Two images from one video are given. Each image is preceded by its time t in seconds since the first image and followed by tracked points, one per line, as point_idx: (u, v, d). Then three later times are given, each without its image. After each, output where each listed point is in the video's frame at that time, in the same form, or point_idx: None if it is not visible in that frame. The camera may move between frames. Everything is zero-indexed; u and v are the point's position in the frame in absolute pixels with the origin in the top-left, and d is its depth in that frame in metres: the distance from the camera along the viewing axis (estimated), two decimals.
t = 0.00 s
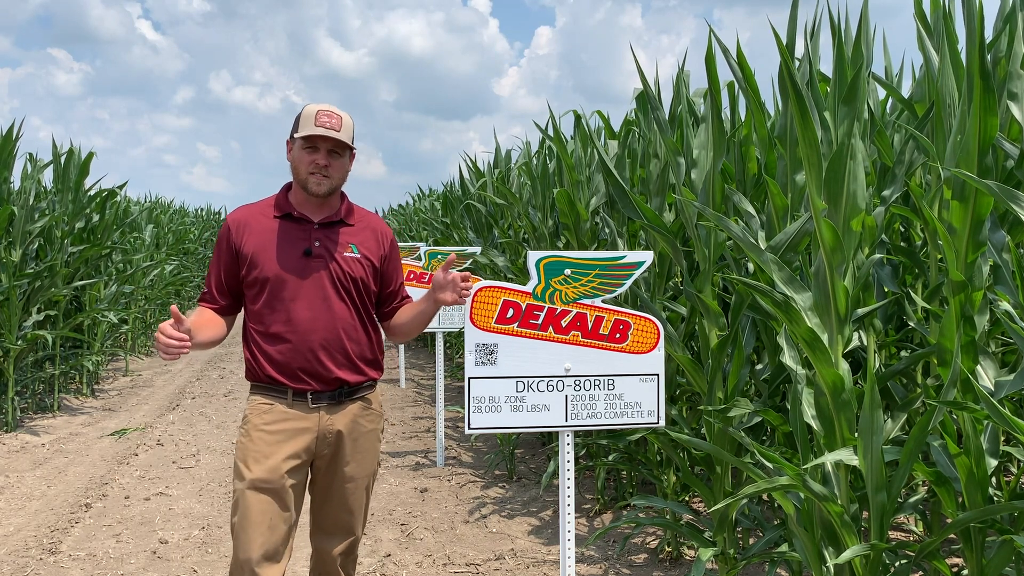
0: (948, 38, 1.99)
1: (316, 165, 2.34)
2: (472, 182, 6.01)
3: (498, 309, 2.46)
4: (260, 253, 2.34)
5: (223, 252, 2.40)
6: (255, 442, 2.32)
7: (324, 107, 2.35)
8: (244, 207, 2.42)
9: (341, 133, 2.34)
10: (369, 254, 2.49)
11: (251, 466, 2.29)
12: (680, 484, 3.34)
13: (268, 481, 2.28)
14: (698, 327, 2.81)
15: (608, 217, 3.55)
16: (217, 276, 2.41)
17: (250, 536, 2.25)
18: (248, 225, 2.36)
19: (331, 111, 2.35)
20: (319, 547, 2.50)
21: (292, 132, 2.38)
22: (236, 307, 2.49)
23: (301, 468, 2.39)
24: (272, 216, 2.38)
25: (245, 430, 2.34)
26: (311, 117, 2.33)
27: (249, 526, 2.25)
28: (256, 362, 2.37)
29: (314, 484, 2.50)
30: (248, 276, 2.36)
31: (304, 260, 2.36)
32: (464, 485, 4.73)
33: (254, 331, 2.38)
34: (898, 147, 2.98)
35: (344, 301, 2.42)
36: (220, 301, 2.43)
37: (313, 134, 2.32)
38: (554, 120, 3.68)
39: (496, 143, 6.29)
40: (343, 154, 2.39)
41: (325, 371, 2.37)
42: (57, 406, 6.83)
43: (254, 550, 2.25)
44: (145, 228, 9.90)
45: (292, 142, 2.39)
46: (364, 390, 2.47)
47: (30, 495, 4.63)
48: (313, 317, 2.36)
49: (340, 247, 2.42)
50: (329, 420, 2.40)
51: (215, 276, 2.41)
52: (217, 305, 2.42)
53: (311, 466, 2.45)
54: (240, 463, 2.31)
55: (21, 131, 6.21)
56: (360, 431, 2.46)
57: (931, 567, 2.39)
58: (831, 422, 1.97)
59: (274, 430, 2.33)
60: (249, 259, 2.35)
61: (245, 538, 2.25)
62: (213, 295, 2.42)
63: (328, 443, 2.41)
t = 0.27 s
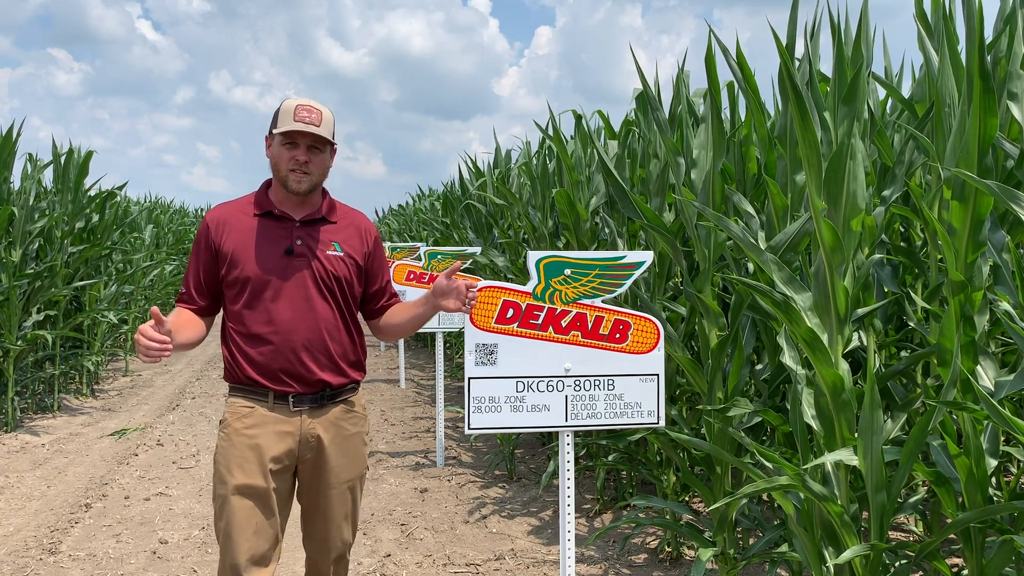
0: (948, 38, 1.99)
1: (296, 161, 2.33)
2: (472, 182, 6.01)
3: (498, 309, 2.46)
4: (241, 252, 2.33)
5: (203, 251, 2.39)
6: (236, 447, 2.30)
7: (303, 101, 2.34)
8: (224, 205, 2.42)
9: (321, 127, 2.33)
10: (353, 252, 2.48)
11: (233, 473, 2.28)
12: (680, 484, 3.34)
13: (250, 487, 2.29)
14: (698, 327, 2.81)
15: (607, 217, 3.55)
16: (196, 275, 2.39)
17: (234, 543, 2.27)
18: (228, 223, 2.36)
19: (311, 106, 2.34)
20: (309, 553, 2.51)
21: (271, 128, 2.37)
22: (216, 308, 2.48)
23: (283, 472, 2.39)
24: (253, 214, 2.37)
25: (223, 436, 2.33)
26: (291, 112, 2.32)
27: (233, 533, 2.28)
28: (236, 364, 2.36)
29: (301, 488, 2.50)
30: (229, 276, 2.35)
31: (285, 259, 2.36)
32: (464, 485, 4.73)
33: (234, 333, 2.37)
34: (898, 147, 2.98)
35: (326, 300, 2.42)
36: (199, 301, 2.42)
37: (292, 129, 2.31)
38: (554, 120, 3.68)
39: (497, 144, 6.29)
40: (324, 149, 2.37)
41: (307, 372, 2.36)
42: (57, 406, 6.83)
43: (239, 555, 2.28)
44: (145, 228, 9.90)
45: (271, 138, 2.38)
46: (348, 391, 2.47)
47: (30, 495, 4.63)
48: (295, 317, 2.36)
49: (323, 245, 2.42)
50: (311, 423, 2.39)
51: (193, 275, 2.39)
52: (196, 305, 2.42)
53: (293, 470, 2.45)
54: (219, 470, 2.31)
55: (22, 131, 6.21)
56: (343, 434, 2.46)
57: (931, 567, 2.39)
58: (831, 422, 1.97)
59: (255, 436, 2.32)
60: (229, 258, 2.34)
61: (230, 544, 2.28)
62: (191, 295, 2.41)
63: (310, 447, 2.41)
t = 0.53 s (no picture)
0: (948, 38, 1.99)
1: (279, 158, 2.31)
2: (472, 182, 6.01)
3: (498, 309, 2.46)
4: (222, 252, 2.32)
5: (185, 250, 2.38)
6: (217, 452, 2.30)
7: (287, 97, 2.33)
8: (207, 204, 2.40)
9: (305, 123, 2.32)
10: (338, 253, 2.45)
11: (215, 477, 2.28)
12: (680, 484, 3.34)
13: (233, 492, 2.29)
14: (698, 327, 2.81)
15: (608, 217, 3.55)
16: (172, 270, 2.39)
17: (222, 547, 2.29)
18: (211, 223, 2.33)
19: (294, 102, 2.33)
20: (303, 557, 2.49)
21: (253, 124, 2.36)
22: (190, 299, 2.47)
23: (266, 476, 2.37)
24: (236, 213, 2.35)
25: (204, 440, 2.32)
26: (273, 108, 2.30)
27: (221, 537, 2.28)
28: (217, 367, 2.35)
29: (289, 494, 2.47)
30: (211, 276, 2.33)
31: (267, 259, 2.33)
32: (464, 485, 4.73)
33: (215, 335, 2.35)
34: (898, 147, 2.98)
35: (309, 302, 2.39)
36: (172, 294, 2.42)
37: (275, 125, 2.29)
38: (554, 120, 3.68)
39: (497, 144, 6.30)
40: (308, 146, 2.35)
41: (288, 375, 2.34)
42: (57, 406, 6.83)
43: (226, 559, 2.29)
44: (145, 228, 9.90)
45: (254, 135, 2.37)
46: (331, 396, 2.44)
47: (30, 495, 4.63)
48: (276, 320, 2.33)
49: (307, 246, 2.38)
50: (293, 428, 2.36)
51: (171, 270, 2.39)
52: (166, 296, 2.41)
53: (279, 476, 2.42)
54: (203, 474, 2.31)
55: (22, 131, 6.21)
56: (326, 440, 2.41)
57: (931, 567, 2.39)
58: (831, 422, 1.97)
59: (236, 441, 2.30)
60: (211, 258, 2.32)
61: (217, 548, 2.30)
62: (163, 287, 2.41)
63: (293, 453, 2.37)
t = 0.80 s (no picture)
0: (948, 39, 1.99)
1: (263, 158, 2.31)
2: (472, 181, 6.01)
3: (498, 309, 2.46)
4: (203, 252, 2.31)
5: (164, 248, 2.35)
6: (199, 458, 2.28)
7: (269, 96, 2.32)
8: (189, 203, 2.39)
9: (288, 122, 2.32)
10: (321, 254, 2.45)
11: (199, 484, 2.27)
12: (680, 484, 3.34)
13: (217, 497, 2.28)
14: (698, 327, 2.81)
15: (607, 217, 3.55)
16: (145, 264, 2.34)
17: (211, 552, 2.28)
18: (192, 222, 2.32)
19: (276, 101, 2.32)
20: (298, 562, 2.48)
21: (235, 124, 2.35)
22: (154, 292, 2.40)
23: (251, 480, 2.37)
24: (217, 213, 2.34)
25: (184, 445, 2.31)
26: (256, 107, 2.29)
27: (209, 543, 2.27)
28: (196, 368, 2.33)
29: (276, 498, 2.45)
30: (191, 276, 2.32)
31: (249, 259, 2.33)
32: (464, 485, 4.73)
33: (194, 335, 2.34)
34: (898, 147, 2.98)
35: (291, 304, 2.38)
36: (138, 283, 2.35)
37: (258, 124, 2.29)
38: (554, 120, 3.68)
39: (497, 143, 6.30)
40: (292, 145, 2.36)
41: (268, 377, 2.32)
42: (57, 406, 6.84)
43: (216, 565, 2.28)
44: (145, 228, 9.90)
45: (236, 135, 2.35)
46: (313, 399, 2.42)
47: (30, 495, 4.63)
48: (256, 320, 2.32)
49: (289, 246, 2.38)
50: (274, 432, 2.35)
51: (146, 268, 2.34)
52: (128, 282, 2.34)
53: (264, 480, 2.41)
54: (187, 480, 2.30)
55: (22, 131, 6.21)
56: (310, 442, 2.40)
57: (931, 567, 2.39)
58: (831, 422, 1.97)
59: (217, 445, 2.29)
60: (192, 256, 2.31)
61: (206, 554, 2.29)
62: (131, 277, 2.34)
63: (276, 456, 2.36)
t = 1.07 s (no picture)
0: (948, 39, 1.99)
1: (247, 156, 2.30)
2: (472, 181, 6.01)
3: (498, 309, 2.47)
4: (186, 252, 2.29)
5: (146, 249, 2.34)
6: (181, 463, 2.30)
7: (253, 95, 2.31)
8: (173, 203, 2.38)
9: (272, 120, 2.30)
10: (305, 256, 2.44)
11: (183, 488, 2.30)
12: (679, 484, 3.34)
13: (201, 502, 2.30)
14: (698, 327, 2.81)
15: (607, 217, 3.55)
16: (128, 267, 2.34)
17: (199, 555, 2.31)
18: (175, 222, 2.31)
19: (261, 99, 2.31)
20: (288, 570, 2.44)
21: (219, 123, 2.34)
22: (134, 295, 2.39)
23: (236, 484, 2.37)
24: (201, 213, 2.33)
25: (167, 450, 2.33)
26: (240, 105, 2.28)
27: (196, 546, 2.31)
28: (178, 370, 2.32)
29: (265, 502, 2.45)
30: (173, 277, 2.31)
31: (231, 260, 2.32)
32: (464, 485, 4.73)
33: (176, 337, 2.33)
34: (898, 147, 2.98)
35: (274, 305, 2.37)
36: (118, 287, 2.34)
37: (242, 123, 2.28)
38: (554, 120, 3.68)
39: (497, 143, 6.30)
40: (276, 144, 2.35)
41: (250, 380, 2.31)
42: (57, 406, 6.84)
43: (206, 567, 2.32)
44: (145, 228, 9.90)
45: (220, 135, 2.35)
46: (296, 402, 2.40)
47: (30, 495, 4.63)
48: (238, 322, 2.31)
49: (273, 247, 2.37)
50: (255, 435, 2.33)
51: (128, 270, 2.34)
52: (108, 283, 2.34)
53: (251, 484, 2.41)
54: (172, 484, 2.33)
55: (22, 131, 6.21)
56: (292, 446, 2.38)
57: (931, 567, 2.39)
58: (831, 422, 1.97)
59: (199, 449, 2.30)
60: (174, 257, 2.30)
61: (195, 557, 2.32)
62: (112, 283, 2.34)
63: (257, 460, 2.35)
